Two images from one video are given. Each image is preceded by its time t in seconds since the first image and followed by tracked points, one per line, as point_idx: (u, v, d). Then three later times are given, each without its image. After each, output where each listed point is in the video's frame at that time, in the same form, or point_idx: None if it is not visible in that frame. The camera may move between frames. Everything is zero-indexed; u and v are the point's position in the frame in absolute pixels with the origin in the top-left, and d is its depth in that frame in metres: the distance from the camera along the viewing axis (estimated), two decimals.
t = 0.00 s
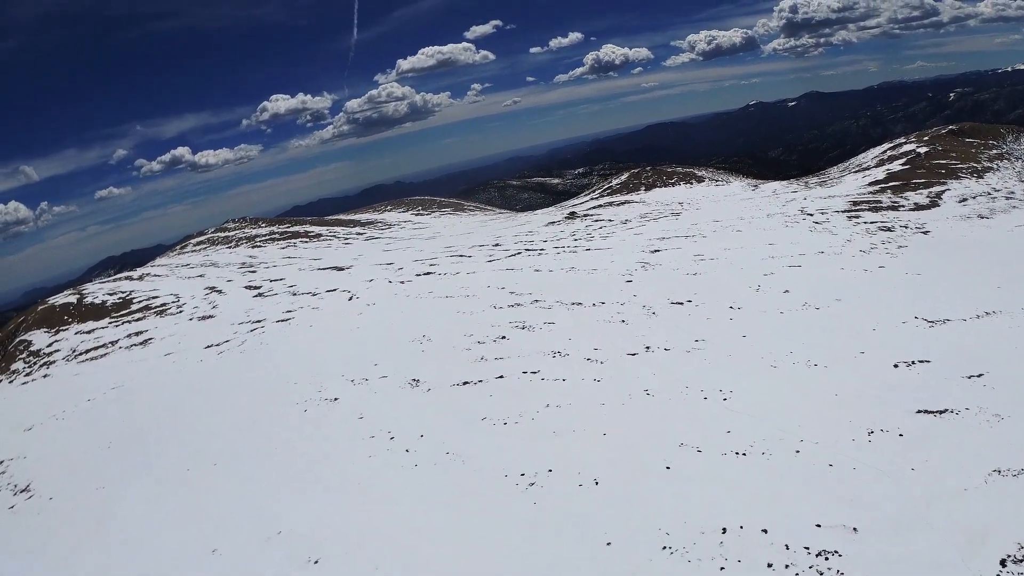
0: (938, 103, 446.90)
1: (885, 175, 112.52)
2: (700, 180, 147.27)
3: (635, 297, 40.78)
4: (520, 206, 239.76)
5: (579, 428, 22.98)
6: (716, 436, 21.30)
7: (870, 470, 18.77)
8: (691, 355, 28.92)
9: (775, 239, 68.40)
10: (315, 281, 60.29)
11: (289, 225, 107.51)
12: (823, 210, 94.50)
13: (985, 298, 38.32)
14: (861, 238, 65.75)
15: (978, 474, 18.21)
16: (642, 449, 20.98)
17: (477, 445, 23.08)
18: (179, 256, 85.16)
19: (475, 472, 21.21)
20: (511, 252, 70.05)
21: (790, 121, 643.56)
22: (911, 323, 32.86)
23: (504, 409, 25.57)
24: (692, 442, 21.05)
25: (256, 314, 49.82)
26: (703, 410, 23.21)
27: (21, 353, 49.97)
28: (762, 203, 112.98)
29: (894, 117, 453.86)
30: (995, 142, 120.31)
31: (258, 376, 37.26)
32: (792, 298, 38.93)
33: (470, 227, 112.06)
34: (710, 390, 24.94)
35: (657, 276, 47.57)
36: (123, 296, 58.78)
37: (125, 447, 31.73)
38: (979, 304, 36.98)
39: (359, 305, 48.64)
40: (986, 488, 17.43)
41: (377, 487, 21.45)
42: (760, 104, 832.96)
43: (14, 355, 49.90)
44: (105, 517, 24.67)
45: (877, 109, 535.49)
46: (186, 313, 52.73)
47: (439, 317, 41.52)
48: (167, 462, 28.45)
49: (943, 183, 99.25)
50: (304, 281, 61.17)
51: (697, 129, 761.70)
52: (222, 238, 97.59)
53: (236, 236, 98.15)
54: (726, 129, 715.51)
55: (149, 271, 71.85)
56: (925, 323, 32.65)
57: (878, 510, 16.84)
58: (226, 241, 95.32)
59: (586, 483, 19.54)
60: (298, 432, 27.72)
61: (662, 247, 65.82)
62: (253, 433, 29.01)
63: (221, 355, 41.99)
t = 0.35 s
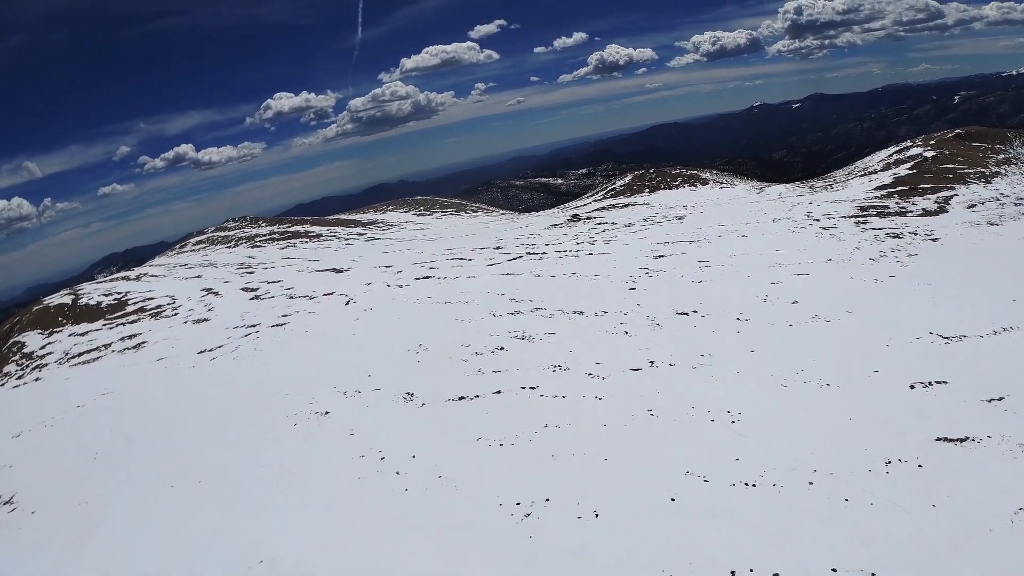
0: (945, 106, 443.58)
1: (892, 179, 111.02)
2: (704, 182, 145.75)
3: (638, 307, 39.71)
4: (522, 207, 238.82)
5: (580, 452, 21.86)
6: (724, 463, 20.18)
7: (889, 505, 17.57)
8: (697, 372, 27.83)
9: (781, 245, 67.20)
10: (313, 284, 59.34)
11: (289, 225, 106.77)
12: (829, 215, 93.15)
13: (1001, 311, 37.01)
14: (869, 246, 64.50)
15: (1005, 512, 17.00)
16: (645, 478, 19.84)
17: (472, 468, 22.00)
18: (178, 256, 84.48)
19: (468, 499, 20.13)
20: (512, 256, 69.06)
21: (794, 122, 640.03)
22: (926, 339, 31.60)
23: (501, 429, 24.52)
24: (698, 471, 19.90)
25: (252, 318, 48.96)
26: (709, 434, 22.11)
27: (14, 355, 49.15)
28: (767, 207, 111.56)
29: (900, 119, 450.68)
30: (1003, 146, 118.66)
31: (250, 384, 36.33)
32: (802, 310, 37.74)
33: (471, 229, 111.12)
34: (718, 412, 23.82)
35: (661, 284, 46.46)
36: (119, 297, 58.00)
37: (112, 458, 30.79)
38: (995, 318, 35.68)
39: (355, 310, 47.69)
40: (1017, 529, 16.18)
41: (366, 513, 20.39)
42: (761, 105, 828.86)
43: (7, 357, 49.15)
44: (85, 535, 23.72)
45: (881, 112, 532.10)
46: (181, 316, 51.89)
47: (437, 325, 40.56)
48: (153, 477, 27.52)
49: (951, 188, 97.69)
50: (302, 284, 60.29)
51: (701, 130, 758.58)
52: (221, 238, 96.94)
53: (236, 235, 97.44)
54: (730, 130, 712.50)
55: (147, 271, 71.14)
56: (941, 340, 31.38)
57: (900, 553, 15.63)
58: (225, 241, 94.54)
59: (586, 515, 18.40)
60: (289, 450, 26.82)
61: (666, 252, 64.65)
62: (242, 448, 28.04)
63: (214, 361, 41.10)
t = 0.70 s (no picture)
0: (949, 112, 442.20)
1: (896, 186, 109.95)
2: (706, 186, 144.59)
3: (639, 318, 38.75)
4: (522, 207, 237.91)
5: (576, 479, 20.88)
6: (727, 495, 19.11)
7: (905, 547, 16.45)
8: (698, 391, 26.84)
9: (785, 253, 66.16)
10: (308, 286, 58.35)
11: (287, 224, 105.85)
12: (833, 222, 92.07)
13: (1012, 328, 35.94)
14: (874, 256, 63.40)
15: None
16: (645, 510, 18.76)
17: (463, 494, 21.07)
18: (174, 254, 83.50)
19: (457, 529, 19.08)
20: (510, 260, 68.10)
21: (797, 126, 637.74)
22: (937, 358, 30.65)
23: (494, 451, 23.61)
24: (700, 503, 18.84)
25: (244, 321, 47.96)
26: (711, 460, 21.14)
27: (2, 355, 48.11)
28: (770, 212, 110.43)
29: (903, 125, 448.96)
30: (1007, 153, 117.67)
31: (238, 392, 35.31)
32: (807, 324, 36.73)
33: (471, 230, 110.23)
34: (721, 436, 22.81)
35: (662, 294, 45.47)
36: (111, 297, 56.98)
37: (93, 469, 29.72)
38: (1006, 335, 34.64)
39: (350, 314, 46.71)
40: None
41: (349, 540, 19.34)
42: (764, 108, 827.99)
43: None
44: (58, 554, 22.67)
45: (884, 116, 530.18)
46: (173, 317, 50.90)
47: (431, 333, 39.62)
48: (134, 490, 26.50)
49: (956, 196, 96.55)
50: (297, 285, 59.30)
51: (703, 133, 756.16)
52: (218, 236, 95.95)
53: (233, 234, 96.47)
54: (733, 133, 710.77)
55: (142, 269, 70.14)
56: (953, 360, 30.45)
57: None
58: (222, 240, 93.54)
59: (580, 550, 17.33)
60: (274, 466, 25.86)
61: (668, 259, 63.61)
62: (227, 462, 27.08)
63: (204, 366, 40.09)
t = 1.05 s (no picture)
0: (954, 116, 439.47)
1: (902, 192, 108.56)
2: (709, 188, 143.24)
3: (641, 328, 37.75)
4: (524, 207, 237.19)
5: (573, 508, 19.76)
6: (734, 531, 17.96)
7: None
8: (703, 411, 25.77)
9: (790, 261, 64.97)
10: (304, 287, 57.36)
11: (286, 221, 104.92)
12: (838, 228, 90.71)
13: None
14: (881, 265, 62.13)
15: None
16: (646, 546, 17.57)
17: (453, 520, 19.90)
18: (171, 251, 82.58)
19: (444, 560, 17.95)
20: (510, 263, 67.08)
21: (801, 128, 634.28)
22: (951, 379, 29.49)
23: (487, 473, 22.55)
24: (704, 539, 17.69)
25: (237, 322, 46.96)
26: (716, 491, 20.04)
27: None
28: (774, 217, 109.15)
29: (907, 128, 445.94)
30: (1014, 160, 116.17)
31: (228, 400, 34.38)
32: (814, 339, 35.66)
33: (471, 231, 109.24)
34: (726, 462, 21.76)
35: (664, 303, 44.44)
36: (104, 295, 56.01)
37: (74, 481, 28.68)
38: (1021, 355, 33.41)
39: (344, 318, 45.72)
40: None
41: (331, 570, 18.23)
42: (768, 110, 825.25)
43: None
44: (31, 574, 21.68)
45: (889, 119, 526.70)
46: (166, 318, 49.87)
47: (427, 341, 38.63)
48: (115, 505, 25.57)
49: (964, 203, 95.05)
50: (293, 286, 58.33)
51: (707, 134, 752.63)
52: (216, 233, 95.08)
53: (231, 231, 95.56)
54: (736, 135, 709.32)
55: (137, 267, 69.19)
56: (968, 380, 29.28)
57: None
58: (220, 237, 92.58)
59: None
60: (257, 481, 24.77)
61: (671, 265, 62.53)
62: (212, 477, 26.17)
63: (194, 371, 39.11)
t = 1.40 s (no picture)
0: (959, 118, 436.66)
1: (907, 195, 107.18)
2: (712, 189, 142.01)
3: (641, 338, 37.04)
4: (525, 204, 236.09)
5: (570, 536, 18.85)
6: (738, 565, 17.01)
7: None
8: (706, 431, 24.91)
9: (793, 266, 63.94)
10: (299, 287, 56.41)
11: (284, 217, 103.95)
12: (842, 232, 89.52)
13: None
14: (886, 272, 61.06)
15: None
16: None
17: (441, 549, 19.06)
18: (167, 248, 81.66)
19: None
20: (509, 264, 66.16)
21: (805, 128, 630.73)
22: (963, 397, 28.54)
23: (480, 496, 21.68)
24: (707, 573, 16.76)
25: (230, 323, 46.08)
26: (722, 519, 19.04)
27: None
28: (777, 219, 107.90)
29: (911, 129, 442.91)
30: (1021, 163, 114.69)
31: (217, 408, 33.59)
32: (821, 350, 34.93)
33: (471, 229, 108.24)
34: (731, 488, 20.83)
35: (665, 311, 43.55)
36: (97, 293, 55.07)
37: (57, 492, 27.88)
38: None
39: (339, 320, 44.81)
40: None
41: None
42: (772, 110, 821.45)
43: None
44: None
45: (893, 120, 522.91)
46: (158, 317, 48.95)
47: (422, 348, 37.77)
48: (97, 521, 24.80)
49: (970, 207, 93.69)
50: (289, 286, 57.41)
51: (709, 133, 748.24)
52: (214, 230, 94.12)
53: (228, 227, 94.64)
54: (739, 134, 706.77)
55: (132, 264, 68.27)
56: (983, 400, 28.26)
57: None
58: (217, 233, 91.61)
59: None
60: (243, 500, 24.09)
61: (672, 268, 61.56)
62: (199, 494, 25.50)
63: (183, 374, 38.20)
